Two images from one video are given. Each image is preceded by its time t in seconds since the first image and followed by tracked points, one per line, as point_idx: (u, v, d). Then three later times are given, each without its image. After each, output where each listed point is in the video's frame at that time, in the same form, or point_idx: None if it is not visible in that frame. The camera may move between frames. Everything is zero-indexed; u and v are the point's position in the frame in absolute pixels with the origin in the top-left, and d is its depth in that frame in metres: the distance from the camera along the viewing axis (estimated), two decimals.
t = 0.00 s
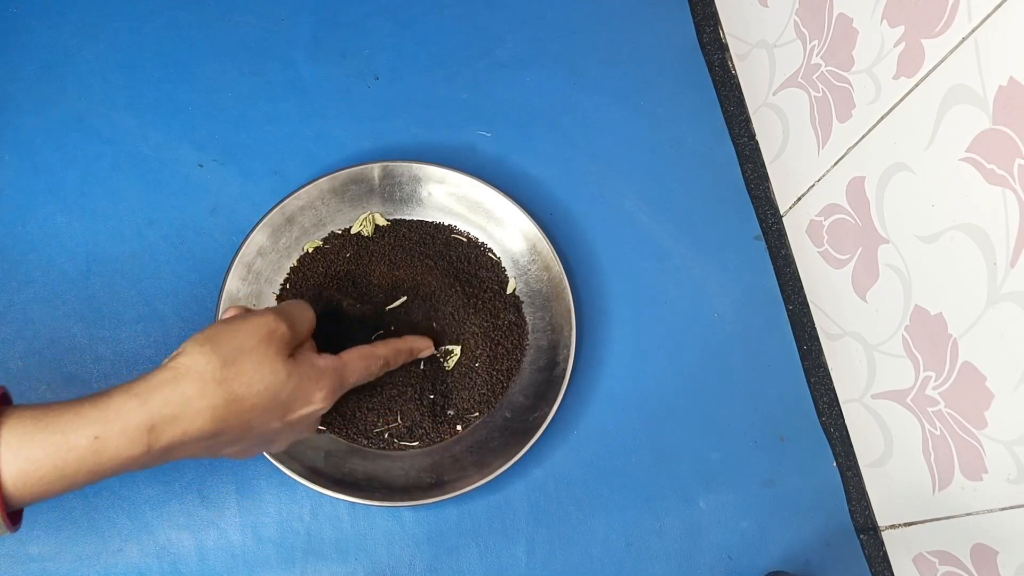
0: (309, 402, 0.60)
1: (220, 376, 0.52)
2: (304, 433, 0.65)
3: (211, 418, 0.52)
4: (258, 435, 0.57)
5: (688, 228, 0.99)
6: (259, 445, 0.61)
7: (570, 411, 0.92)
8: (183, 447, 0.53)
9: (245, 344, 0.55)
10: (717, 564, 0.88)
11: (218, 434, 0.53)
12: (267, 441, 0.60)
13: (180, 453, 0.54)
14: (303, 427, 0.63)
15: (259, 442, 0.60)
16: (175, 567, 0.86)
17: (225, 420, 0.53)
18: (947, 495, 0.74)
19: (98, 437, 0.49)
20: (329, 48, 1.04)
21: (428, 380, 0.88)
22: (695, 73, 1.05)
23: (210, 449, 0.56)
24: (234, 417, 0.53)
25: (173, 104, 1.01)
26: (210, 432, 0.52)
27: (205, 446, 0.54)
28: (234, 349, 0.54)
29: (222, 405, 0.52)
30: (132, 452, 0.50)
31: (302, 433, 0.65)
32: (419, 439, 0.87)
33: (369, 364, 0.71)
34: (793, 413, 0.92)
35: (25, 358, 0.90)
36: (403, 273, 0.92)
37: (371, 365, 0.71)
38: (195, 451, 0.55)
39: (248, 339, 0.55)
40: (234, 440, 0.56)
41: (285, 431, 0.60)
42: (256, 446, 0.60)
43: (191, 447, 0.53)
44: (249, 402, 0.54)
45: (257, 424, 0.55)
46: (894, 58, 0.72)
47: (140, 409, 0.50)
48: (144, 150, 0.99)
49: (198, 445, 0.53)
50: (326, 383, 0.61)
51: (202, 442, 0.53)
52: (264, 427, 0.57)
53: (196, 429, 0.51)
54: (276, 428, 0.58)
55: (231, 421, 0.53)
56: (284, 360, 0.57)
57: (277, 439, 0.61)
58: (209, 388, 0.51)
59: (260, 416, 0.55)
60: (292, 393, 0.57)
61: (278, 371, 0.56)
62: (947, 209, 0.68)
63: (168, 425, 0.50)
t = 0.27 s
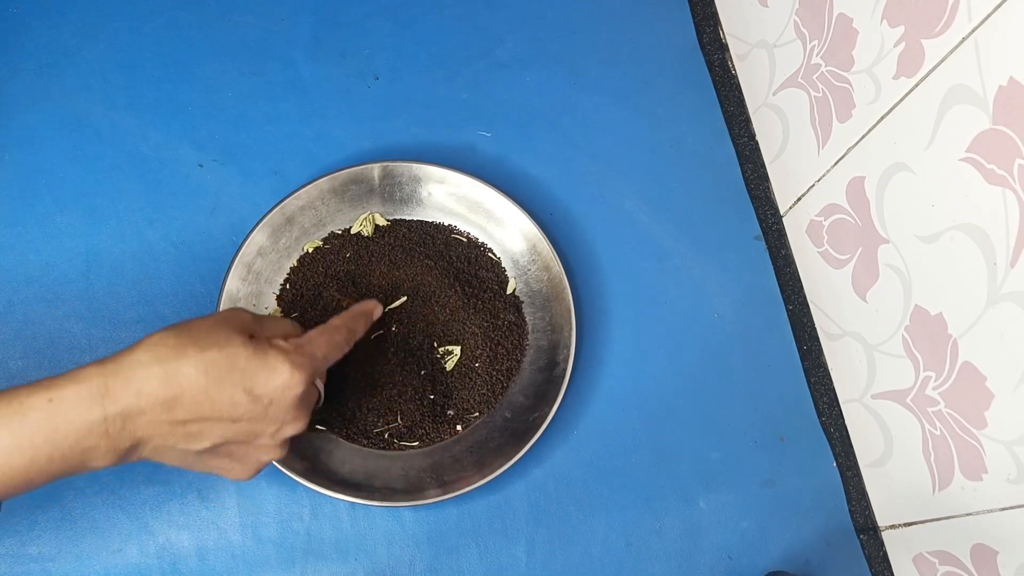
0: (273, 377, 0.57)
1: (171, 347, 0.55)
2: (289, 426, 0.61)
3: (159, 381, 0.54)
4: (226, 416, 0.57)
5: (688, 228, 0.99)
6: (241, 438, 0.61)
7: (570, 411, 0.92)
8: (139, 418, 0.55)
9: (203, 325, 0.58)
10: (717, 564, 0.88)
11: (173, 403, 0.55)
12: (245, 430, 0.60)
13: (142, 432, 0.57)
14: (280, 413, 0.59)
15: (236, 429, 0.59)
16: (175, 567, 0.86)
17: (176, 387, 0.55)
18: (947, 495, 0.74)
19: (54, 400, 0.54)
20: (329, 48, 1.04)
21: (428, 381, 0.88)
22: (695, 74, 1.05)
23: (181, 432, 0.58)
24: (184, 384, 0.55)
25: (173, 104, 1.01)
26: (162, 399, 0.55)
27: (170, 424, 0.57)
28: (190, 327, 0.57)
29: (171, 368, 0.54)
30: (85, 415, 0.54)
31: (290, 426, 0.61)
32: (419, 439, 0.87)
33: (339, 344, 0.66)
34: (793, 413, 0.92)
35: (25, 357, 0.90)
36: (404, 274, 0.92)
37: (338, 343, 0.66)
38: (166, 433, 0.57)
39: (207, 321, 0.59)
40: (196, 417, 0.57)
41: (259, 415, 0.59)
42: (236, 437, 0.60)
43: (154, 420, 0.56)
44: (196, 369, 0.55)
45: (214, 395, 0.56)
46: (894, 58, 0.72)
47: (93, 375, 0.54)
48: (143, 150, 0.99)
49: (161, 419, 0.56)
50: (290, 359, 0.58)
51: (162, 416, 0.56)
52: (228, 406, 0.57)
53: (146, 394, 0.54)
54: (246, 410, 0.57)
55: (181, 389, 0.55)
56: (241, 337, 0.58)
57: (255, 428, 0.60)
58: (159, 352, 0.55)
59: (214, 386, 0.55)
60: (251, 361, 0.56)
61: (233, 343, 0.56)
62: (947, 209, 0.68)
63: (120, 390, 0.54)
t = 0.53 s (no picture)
0: (316, 381, 0.61)
1: (231, 349, 0.59)
2: (329, 430, 0.65)
3: (209, 385, 0.58)
4: (271, 420, 0.61)
5: (687, 227, 0.99)
6: (281, 443, 0.64)
7: (570, 411, 0.92)
8: (185, 420, 0.59)
9: (251, 334, 0.61)
10: (717, 564, 0.88)
11: (222, 406, 0.59)
12: (283, 434, 0.63)
13: (185, 433, 0.59)
14: (322, 418, 0.63)
15: (275, 433, 0.63)
16: (175, 567, 0.86)
17: (226, 390, 0.59)
18: (947, 495, 0.74)
19: (103, 399, 0.57)
20: (329, 48, 1.04)
21: (428, 381, 0.89)
22: (695, 74, 1.05)
23: (224, 434, 0.61)
24: (233, 386, 0.59)
25: (173, 104, 1.01)
26: (211, 403, 0.58)
27: (215, 427, 0.60)
28: (243, 334, 0.61)
29: (223, 373, 0.59)
30: (132, 414, 0.57)
31: (329, 430, 0.65)
32: (419, 439, 0.87)
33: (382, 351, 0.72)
34: (793, 413, 0.92)
35: (24, 357, 0.90)
36: (404, 274, 0.92)
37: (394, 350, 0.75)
38: (209, 437, 0.60)
39: (257, 330, 0.62)
40: (237, 419, 0.60)
41: (300, 419, 0.62)
42: (277, 441, 0.64)
43: (199, 422, 0.59)
44: (248, 374, 0.59)
45: (262, 399, 0.60)
46: (893, 58, 0.72)
47: (140, 376, 0.57)
48: (143, 150, 0.99)
49: (206, 422, 0.59)
50: (332, 363, 0.62)
51: (208, 417, 0.59)
52: (273, 408, 0.61)
53: (197, 394, 0.58)
54: (286, 413, 0.61)
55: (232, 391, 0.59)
56: (287, 340, 0.62)
57: (294, 433, 0.63)
58: (209, 356, 0.59)
59: (265, 391, 0.60)
60: (295, 367, 0.61)
61: (277, 346, 0.61)
62: (947, 209, 0.68)
63: (169, 389, 0.57)
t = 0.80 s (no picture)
0: (221, 335, 0.64)
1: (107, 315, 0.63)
2: (243, 379, 0.67)
3: (106, 347, 0.61)
4: (184, 376, 0.64)
5: (687, 227, 0.99)
6: (198, 399, 0.67)
7: (570, 411, 0.92)
8: (90, 382, 0.62)
9: (149, 297, 0.65)
10: (717, 564, 0.88)
11: (124, 366, 0.62)
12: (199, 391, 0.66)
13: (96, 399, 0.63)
14: (234, 367, 0.66)
15: (187, 388, 0.65)
16: (175, 567, 0.86)
17: (128, 349, 0.62)
18: (947, 495, 0.74)
19: (12, 374, 0.61)
20: (329, 48, 1.04)
21: (429, 381, 0.89)
22: (695, 73, 1.05)
23: (133, 396, 0.64)
24: (141, 345, 0.62)
25: (173, 104, 1.01)
26: (119, 363, 0.62)
27: (123, 389, 0.63)
28: (132, 301, 0.64)
29: (121, 336, 0.62)
30: (31, 385, 0.60)
31: (244, 379, 0.68)
32: (419, 439, 0.87)
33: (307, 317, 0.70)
34: (794, 413, 0.92)
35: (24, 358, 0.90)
36: (404, 273, 0.92)
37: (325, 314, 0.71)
38: (118, 400, 0.63)
39: (160, 293, 0.66)
40: (149, 377, 0.63)
41: (211, 372, 0.65)
42: (194, 397, 0.66)
43: (104, 384, 0.62)
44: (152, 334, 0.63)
45: (167, 356, 0.63)
46: (893, 58, 0.72)
47: (36, 346, 0.61)
48: (143, 149, 0.99)
49: (111, 384, 0.62)
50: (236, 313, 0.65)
51: (117, 379, 0.62)
52: (180, 363, 0.63)
53: (96, 358, 0.61)
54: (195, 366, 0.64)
55: (136, 350, 0.62)
56: (192, 298, 0.66)
57: (207, 390, 0.66)
58: (104, 323, 0.62)
59: (168, 347, 0.63)
60: (201, 320, 0.64)
61: (181, 304, 0.65)
62: (947, 209, 0.68)
63: (65, 357, 0.61)
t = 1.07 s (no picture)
0: (210, 324, 0.66)
1: (105, 296, 0.65)
2: (228, 371, 0.68)
3: (97, 327, 0.63)
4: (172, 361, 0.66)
5: (687, 227, 0.99)
6: (184, 385, 0.68)
7: (570, 411, 0.92)
8: (79, 360, 0.63)
9: (146, 282, 0.67)
10: (717, 564, 0.88)
11: (113, 345, 0.63)
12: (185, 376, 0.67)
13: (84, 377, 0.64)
14: (221, 358, 0.67)
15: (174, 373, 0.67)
16: (175, 567, 0.86)
17: (116, 330, 0.63)
18: (947, 495, 0.74)
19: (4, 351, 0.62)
20: (329, 48, 1.04)
21: (429, 381, 0.88)
22: (695, 73, 1.05)
23: (121, 378, 0.65)
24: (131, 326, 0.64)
25: (173, 104, 1.01)
26: (109, 343, 0.63)
27: (111, 369, 0.64)
28: (129, 285, 0.66)
29: (113, 316, 0.64)
30: (21, 360, 0.62)
31: (229, 370, 0.68)
32: (419, 439, 0.87)
33: (299, 317, 0.71)
34: (794, 413, 0.92)
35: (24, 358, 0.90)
36: (404, 273, 0.92)
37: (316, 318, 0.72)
38: (107, 380, 0.65)
39: (155, 279, 0.68)
40: (138, 358, 0.64)
41: (197, 360, 0.66)
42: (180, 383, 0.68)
43: (93, 363, 0.64)
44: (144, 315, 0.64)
45: (154, 338, 0.64)
46: (894, 58, 0.72)
47: (30, 323, 0.63)
48: (144, 149, 0.99)
49: (102, 363, 0.64)
50: (230, 304, 0.66)
51: (106, 358, 0.64)
52: (168, 347, 0.65)
53: (86, 335, 0.63)
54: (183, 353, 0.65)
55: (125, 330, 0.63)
56: (187, 285, 0.68)
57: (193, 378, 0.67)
58: (100, 303, 0.64)
59: (157, 330, 0.64)
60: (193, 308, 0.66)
61: (174, 289, 0.66)
62: (947, 209, 0.68)
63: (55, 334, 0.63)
